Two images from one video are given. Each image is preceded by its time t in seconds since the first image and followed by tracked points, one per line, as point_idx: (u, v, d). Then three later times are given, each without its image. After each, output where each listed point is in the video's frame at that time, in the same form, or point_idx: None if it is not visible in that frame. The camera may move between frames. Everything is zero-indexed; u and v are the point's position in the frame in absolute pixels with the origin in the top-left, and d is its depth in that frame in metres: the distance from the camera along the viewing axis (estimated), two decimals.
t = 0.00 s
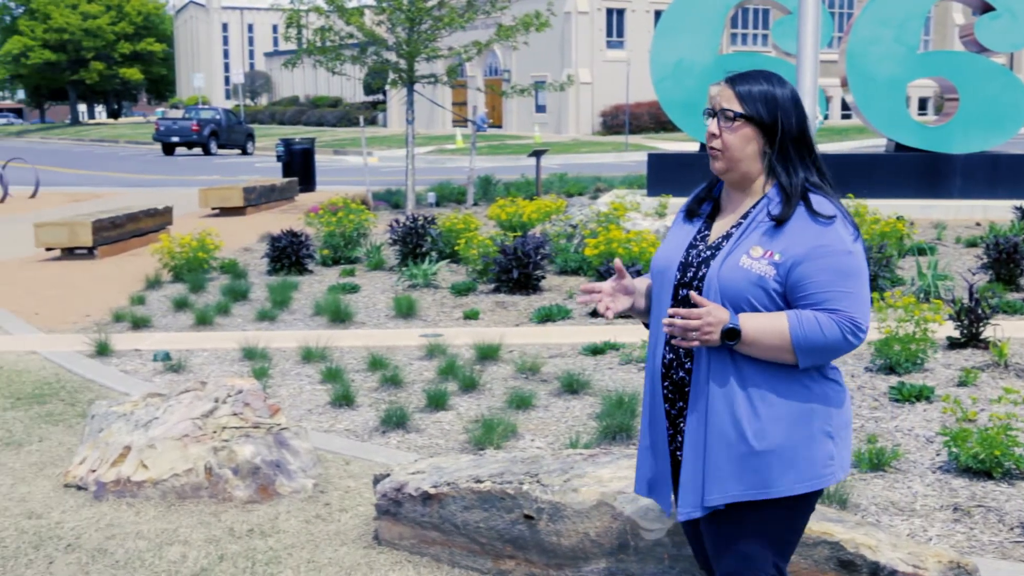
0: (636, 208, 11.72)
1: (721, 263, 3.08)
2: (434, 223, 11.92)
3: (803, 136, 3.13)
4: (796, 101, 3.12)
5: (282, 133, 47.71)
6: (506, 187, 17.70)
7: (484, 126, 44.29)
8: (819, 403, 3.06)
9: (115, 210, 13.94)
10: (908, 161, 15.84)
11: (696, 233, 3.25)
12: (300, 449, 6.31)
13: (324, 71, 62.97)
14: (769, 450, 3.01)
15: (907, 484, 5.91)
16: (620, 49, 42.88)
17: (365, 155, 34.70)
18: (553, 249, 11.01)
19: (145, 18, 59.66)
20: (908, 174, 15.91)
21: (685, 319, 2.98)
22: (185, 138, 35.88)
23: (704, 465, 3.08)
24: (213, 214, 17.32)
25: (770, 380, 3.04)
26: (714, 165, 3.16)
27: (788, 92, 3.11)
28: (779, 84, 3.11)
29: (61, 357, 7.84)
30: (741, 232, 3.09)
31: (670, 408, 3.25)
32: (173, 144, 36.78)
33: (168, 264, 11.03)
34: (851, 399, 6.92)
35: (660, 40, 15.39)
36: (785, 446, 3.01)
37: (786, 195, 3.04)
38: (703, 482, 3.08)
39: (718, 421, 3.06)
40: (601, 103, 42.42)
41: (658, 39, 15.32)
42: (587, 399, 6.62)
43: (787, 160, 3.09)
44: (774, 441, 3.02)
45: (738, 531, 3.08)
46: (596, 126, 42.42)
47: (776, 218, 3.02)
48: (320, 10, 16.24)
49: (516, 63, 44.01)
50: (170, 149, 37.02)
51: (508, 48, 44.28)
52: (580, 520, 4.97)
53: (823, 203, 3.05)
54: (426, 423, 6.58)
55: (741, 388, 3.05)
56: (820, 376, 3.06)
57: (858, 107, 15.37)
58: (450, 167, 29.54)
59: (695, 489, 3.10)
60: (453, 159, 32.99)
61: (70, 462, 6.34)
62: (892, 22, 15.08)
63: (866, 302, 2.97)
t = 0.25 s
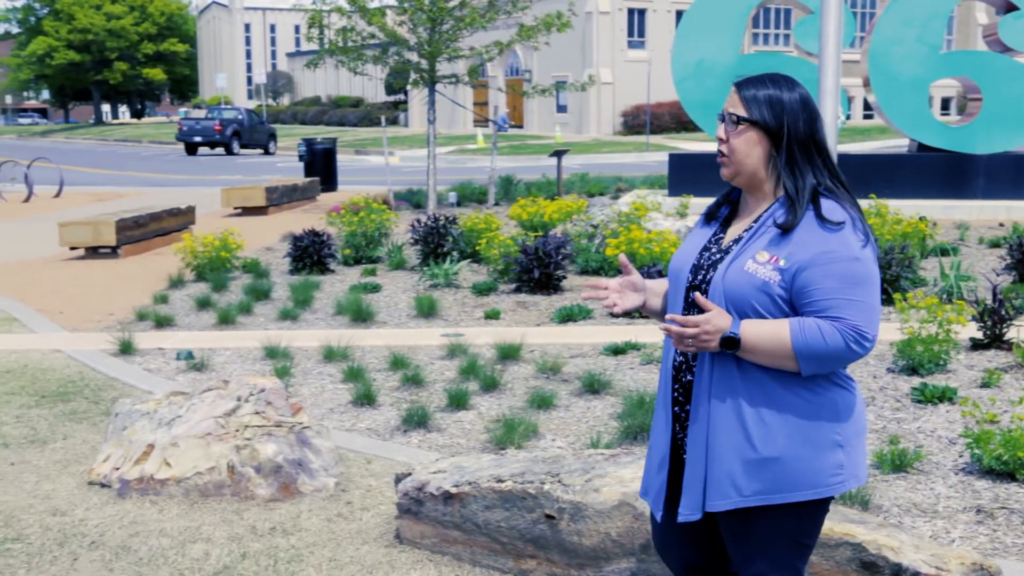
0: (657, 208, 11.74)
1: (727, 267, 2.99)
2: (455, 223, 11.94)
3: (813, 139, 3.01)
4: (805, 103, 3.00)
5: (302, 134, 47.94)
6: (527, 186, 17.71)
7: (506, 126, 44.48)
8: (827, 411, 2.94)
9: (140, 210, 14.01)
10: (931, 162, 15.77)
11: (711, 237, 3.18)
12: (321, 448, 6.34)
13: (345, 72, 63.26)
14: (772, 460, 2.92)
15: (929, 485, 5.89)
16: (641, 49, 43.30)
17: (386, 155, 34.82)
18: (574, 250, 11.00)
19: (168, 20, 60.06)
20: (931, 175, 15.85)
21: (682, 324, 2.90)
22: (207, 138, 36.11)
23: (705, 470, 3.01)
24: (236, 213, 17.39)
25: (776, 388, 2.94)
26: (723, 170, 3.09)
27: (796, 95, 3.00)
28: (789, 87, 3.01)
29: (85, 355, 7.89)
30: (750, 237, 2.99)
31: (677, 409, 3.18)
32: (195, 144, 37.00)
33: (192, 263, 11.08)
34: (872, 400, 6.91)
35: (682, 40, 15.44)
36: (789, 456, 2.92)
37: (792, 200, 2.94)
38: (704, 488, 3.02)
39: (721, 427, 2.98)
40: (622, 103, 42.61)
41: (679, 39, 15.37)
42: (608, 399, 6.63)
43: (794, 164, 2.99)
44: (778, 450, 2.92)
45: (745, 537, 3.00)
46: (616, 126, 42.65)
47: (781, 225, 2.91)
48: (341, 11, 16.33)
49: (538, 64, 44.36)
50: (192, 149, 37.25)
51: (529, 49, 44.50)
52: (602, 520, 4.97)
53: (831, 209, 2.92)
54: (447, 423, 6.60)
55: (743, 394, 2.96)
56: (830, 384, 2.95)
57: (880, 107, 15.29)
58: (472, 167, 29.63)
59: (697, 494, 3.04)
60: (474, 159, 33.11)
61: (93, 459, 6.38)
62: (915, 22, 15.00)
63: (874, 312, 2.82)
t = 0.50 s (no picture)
0: (675, 210, 11.94)
1: (737, 266, 3.13)
2: (477, 224, 12.11)
3: (823, 142, 3.13)
4: (814, 107, 3.12)
5: (329, 138, 48.38)
6: (549, 189, 17.86)
7: (527, 129, 44.81)
8: (832, 409, 3.08)
9: (171, 212, 14.26)
10: (946, 164, 15.87)
11: (723, 236, 3.35)
12: (348, 443, 6.51)
13: (370, 76, 63.75)
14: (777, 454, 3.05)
15: (942, 482, 6.03)
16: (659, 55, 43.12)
17: (411, 158, 35.10)
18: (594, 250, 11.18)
19: (198, 25, 60.83)
20: (945, 177, 15.94)
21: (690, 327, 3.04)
22: (236, 141, 36.53)
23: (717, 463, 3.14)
24: (264, 215, 17.64)
25: (783, 386, 3.08)
26: (738, 172, 3.22)
27: (805, 98, 3.12)
28: (797, 90, 3.12)
29: (119, 352, 8.10)
30: (760, 239, 3.13)
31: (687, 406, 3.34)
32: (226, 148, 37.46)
33: (222, 263, 11.27)
34: (886, 398, 7.04)
35: (699, 45, 15.67)
36: (794, 451, 3.05)
37: (801, 202, 3.06)
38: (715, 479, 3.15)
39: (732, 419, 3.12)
40: (642, 107, 42.87)
41: (697, 45, 15.62)
42: (627, 396, 6.79)
43: (803, 167, 3.11)
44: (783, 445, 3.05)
45: (755, 529, 3.13)
46: (636, 129, 43.01)
47: (788, 225, 3.04)
48: (367, 16, 16.59)
49: (559, 70, 44.88)
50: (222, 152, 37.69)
51: (551, 54, 44.90)
52: (620, 514, 5.11)
53: (839, 210, 3.04)
54: (470, 419, 6.77)
55: (754, 389, 3.10)
56: (835, 384, 3.08)
57: (894, 111, 15.37)
58: (493, 170, 29.86)
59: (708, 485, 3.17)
60: (497, 162, 33.36)
61: (127, 452, 6.58)
62: (930, 27, 15.12)
63: (878, 312, 2.94)
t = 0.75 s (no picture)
0: (690, 212, 12.12)
1: (744, 262, 3.24)
2: (497, 226, 12.30)
3: (830, 145, 3.26)
4: (824, 111, 3.25)
5: (353, 141, 49.10)
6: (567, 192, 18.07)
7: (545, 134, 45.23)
8: (833, 402, 3.21)
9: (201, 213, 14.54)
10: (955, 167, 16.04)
11: (729, 235, 3.48)
12: (372, 438, 6.71)
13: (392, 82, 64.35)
14: (780, 446, 3.18)
15: (950, 477, 6.19)
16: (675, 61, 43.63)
17: (433, 162, 35.57)
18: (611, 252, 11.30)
19: (229, 33, 61.80)
20: (953, 181, 16.10)
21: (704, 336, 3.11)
22: (264, 146, 37.29)
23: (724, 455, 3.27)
24: (291, 217, 17.96)
25: (787, 380, 3.21)
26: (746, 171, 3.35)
27: (817, 103, 3.25)
28: (808, 94, 3.25)
29: (150, 349, 8.34)
30: (767, 237, 3.25)
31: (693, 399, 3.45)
32: (254, 152, 38.27)
33: (250, 263, 11.50)
34: (895, 396, 7.21)
35: (714, 51, 15.89)
36: (797, 442, 3.18)
37: (809, 203, 3.19)
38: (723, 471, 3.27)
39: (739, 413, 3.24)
40: (657, 112, 43.25)
41: (712, 51, 15.84)
42: (642, 393, 6.98)
43: (811, 169, 3.24)
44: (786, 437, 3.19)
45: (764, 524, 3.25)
46: (651, 134, 43.36)
47: (796, 225, 3.16)
48: (391, 24, 16.89)
49: (577, 76, 45.41)
50: (250, 155, 38.52)
51: (568, 61, 45.42)
52: (636, 508, 5.29)
53: (844, 212, 3.17)
54: (490, 415, 6.96)
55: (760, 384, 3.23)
56: (836, 379, 3.22)
57: (903, 117, 15.54)
58: (512, 174, 30.18)
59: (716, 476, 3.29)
60: (516, 165, 33.70)
61: (159, 446, 6.80)
62: (938, 35, 15.30)
63: (880, 312, 3.07)
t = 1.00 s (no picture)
0: (706, 214, 12.29)
1: (750, 261, 3.37)
2: (518, 227, 12.48)
3: (830, 146, 3.39)
4: (824, 113, 3.38)
5: (376, 145, 49.74)
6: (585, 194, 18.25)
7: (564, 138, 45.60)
8: (837, 394, 3.35)
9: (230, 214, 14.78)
10: (963, 171, 16.09)
11: (733, 235, 3.62)
12: (395, 433, 6.90)
13: (414, 87, 64.87)
14: (787, 437, 3.33)
15: (960, 474, 6.34)
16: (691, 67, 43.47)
17: (454, 164, 35.98)
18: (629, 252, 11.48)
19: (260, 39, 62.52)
20: (962, 183, 16.17)
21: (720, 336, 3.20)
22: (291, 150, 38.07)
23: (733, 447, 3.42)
24: (316, 218, 18.22)
25: (792, 374, 3.34)
26: (750, 172, 3.48)
27: (816, 105, 3.38)
28: (808, 97, 3.38)
29: (181, 347, 8.57)
30: (771, 237, 3.38)
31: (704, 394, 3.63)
32: (281, 155, 39.04)
33: (277, 263, 11.72)
34: (906, 394, 7.37)
35: (729, 57, 16.12)
36: (803, 434, 3.33)
37: (810, 202, 3.31)
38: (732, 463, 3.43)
39: (747, 408, 3.38)
40: (674, 116, 43.51)
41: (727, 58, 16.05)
42: (659, 390, 7.16)
43: (812, 168, 3.37)
44: (792, 429, 3.33)
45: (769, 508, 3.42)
46: (668, 138, 43.63)
47: (800, 224, 3.29)
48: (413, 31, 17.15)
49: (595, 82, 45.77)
50: (278, 159, 39.40)
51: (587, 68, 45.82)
52: (653, 502, 5.46)
53: (845, 210, 3.30)
54: (510, 411, 7.16)
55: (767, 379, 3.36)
56: (839, 372, 3.36)
57: (914, 121, 15.81)
58: (531, 176, 30.43)
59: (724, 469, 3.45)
60: (535, 168, 34.00)
61: (190, 440, 7.01)
62: (948, 40, 15.49)
63: (883, 306, 3.20)
